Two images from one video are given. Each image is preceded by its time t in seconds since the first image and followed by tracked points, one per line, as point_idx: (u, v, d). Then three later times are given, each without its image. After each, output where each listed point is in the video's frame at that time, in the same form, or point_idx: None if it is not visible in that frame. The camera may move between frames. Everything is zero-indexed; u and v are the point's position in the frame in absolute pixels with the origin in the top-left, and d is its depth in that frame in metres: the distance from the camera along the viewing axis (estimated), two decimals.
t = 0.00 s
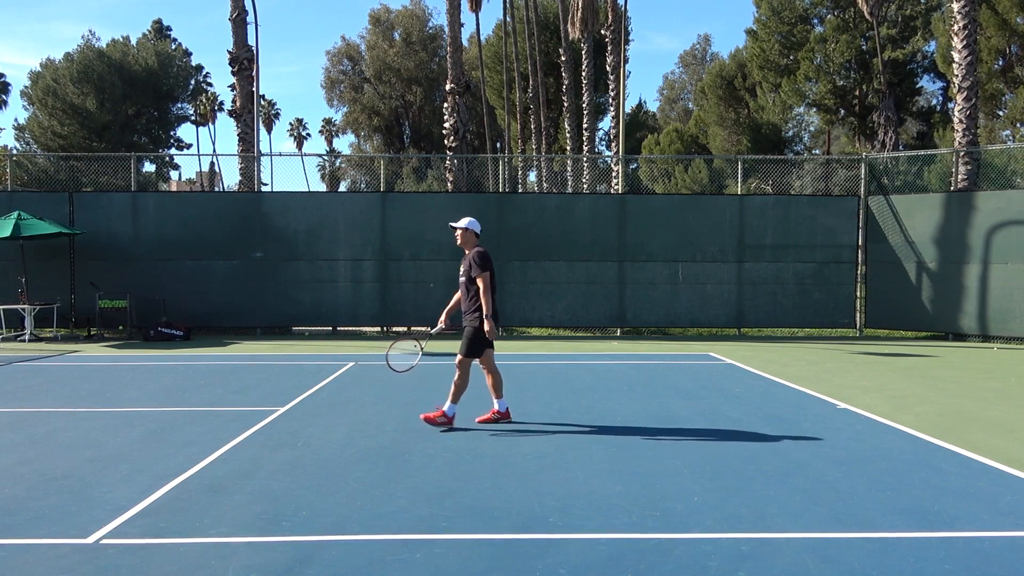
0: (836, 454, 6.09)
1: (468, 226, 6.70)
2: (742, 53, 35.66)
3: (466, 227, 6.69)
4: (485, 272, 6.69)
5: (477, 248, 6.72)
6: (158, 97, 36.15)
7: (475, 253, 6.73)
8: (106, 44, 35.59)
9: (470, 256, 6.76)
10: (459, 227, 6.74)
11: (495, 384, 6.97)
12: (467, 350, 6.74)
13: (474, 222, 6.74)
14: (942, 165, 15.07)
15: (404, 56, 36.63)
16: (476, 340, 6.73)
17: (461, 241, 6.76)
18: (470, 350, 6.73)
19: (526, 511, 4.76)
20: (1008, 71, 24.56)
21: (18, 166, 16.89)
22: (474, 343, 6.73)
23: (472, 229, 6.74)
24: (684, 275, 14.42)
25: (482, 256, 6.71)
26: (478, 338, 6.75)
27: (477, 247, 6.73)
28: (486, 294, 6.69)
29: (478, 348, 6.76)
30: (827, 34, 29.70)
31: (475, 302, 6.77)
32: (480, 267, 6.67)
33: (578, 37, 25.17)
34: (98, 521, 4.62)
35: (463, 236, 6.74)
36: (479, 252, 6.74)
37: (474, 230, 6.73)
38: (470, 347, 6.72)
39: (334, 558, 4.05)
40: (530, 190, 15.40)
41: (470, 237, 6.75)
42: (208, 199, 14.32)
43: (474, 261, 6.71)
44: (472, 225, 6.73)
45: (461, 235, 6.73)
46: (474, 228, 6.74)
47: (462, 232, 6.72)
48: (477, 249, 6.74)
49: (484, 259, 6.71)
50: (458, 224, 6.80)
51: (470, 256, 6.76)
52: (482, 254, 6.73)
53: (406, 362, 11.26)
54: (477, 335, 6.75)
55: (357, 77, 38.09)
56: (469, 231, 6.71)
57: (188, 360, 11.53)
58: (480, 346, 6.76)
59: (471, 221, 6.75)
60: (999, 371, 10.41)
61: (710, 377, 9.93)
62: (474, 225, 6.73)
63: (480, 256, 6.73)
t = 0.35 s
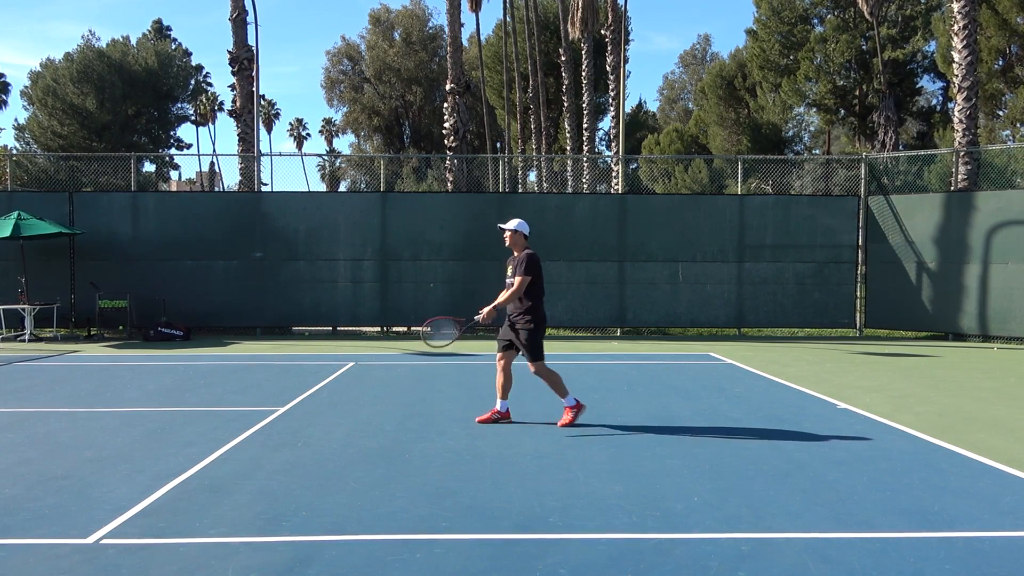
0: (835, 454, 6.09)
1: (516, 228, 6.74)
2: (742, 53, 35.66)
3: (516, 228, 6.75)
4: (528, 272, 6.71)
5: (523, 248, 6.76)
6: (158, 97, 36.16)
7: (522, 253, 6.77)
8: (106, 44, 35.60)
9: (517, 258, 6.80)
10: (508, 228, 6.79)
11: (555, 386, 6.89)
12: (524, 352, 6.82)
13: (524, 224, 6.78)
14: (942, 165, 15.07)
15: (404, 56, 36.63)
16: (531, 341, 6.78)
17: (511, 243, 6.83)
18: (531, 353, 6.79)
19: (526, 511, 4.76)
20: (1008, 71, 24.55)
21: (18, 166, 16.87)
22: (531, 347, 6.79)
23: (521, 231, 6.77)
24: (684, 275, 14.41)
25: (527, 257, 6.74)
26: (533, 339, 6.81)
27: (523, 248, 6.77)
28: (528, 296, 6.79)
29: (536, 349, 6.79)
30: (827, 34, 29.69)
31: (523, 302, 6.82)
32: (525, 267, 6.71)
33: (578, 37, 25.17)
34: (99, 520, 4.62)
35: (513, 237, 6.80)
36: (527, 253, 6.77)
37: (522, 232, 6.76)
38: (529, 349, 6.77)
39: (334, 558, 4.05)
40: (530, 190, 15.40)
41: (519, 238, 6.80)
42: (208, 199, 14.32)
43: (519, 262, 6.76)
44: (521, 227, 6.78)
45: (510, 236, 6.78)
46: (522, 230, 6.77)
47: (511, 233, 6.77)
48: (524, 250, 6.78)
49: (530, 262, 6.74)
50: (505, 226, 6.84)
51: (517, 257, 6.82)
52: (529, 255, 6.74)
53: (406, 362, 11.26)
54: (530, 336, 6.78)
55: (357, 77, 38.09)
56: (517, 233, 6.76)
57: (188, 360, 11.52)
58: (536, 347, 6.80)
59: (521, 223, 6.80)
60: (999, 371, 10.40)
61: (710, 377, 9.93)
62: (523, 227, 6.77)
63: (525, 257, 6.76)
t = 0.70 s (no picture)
0: (836, 454, 6.08)
1: (558, 226, 6.75)
2: (742, 53, 35.64)
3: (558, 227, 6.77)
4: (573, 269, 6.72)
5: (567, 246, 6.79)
6: (158, 97, 36.14)
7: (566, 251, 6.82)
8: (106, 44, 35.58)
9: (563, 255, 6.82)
10: (550, 227, 6.79)
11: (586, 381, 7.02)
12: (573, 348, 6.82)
13: (565, 222, 6.79)
14: (942, 165, 15.05)
15: (404, 55, 36.62)
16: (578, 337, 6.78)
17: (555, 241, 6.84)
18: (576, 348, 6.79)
19: (526, 511, 4.76)
20: (1008, 71, 24.53)
21: (17, 166, 16.83)
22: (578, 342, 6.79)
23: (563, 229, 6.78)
24: (684, 275, 14.41)
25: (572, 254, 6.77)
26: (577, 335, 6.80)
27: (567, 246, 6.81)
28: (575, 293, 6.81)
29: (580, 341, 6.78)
30: (827, 34, 29.68)
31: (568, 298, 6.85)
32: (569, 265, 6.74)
33: (578, 37, 25.16)
34: (99, 521, 4.61)
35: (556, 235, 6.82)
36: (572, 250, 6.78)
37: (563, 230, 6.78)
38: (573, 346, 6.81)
39: (333, 558, 4.04)
40: (530, 190, 15.39)
41: (562, 236, 6.81)
42: (208, 199, 14.31)
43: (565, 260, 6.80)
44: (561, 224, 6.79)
45: (553, 235, 6.80)
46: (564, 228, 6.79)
47: (553, 232, 6.79)
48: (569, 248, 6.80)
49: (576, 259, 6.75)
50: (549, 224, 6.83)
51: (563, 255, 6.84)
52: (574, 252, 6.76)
53: (405, 362, 11.25)
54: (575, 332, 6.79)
55: (357, 76, 38.08)
56: (560, 229, 6.77)
57: (187, 360, 11.51)
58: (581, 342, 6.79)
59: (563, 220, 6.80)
60: (999, 371, 10.39)
61: (710, 377, 9.92)
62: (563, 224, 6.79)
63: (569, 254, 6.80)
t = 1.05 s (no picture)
0: (835, 454, 6.09)
1: (587, 233, 6.75)
2: (742, 53, 35.65)
3: (587, 235, 6.76)
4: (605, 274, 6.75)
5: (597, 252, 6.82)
6: (158, 97, 36.15)
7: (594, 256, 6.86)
8: (106, 44, 35.60)
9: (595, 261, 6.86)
10: (579, 234, 6.80)
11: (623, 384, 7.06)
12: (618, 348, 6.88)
13: (593, 229, 6.79)
14: (942, 165, 15.05)
15: (404, 56, 36.63)
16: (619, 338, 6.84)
17: (583, 248, 6.85)
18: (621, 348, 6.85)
19: (526, 511, 4.76)
20: (1008, 71, 24.53)
21: (18, 166, 16.83)
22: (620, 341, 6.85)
23: (591, 236, 6.77)
24: (684, 275, 14.41)
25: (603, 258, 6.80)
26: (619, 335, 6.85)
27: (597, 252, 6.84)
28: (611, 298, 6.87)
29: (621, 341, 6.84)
30: (827, 34, 29.67)
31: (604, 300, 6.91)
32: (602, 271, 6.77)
33: (578, 37, 25.16)
34: (99, 520, 4.62)
35: (584, 242, 6.82)
36: (602, 256, 6.81)
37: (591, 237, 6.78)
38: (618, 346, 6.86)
39: (333, 558, 4.05)
40: (530, 190, 15.39)
41: (590, 243, 6.81)
42: (208, 199, 14.32)
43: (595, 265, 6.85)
44: (589, 231, 6.78)
45: (581, 242, 6.81)
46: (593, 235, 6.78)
47: (582, 239, 6.79)
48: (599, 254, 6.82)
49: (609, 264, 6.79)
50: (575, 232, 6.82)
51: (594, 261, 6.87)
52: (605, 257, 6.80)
53: (405, 362, 11.26)
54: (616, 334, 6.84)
55: (357, 76, 38.08)
56: (589, 237, 6.77)
57: (188, 360, 11.52)
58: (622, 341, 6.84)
59: (591, 228, 6.80)
60: (998, 371, 10.40)
61: (710, 377, 9.93)
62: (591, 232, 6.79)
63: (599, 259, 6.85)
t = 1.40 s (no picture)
0: (835, 454, 6.10)
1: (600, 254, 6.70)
2: (742, 53, 35.66)
3: (603, 258, 6.70)
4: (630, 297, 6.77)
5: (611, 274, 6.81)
6: (158, 97, 36.16)
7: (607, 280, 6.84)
8: (106, 44, 35.62)
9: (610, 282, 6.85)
10: (595, 257, 6.71)
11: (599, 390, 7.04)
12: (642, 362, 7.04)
13: (607, 251, 6.74)
14: (942, 166, 15.05)
15: (404, 56, 36.64)
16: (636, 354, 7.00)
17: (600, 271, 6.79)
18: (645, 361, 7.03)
19: (526, 512, 4.76)
20: (1008, 71, 24.53)
21: (18, 167, 16.82)
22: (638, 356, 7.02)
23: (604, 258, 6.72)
24: (684, 275, 14.41)
25: (623, 280, 6.80)
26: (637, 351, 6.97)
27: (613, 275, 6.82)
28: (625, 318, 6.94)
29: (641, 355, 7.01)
30: (827, 34, 29.68)
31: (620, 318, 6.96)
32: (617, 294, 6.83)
33: (578, 37, 25.17)
34: (99, 520, 4.62)
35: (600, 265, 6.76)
36: (620, 279, 6.80)
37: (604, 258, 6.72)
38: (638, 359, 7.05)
39: (333, 558, 4.05)
40: (530, 190, 15.40)
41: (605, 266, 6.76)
42: (208, 199, 14.32)
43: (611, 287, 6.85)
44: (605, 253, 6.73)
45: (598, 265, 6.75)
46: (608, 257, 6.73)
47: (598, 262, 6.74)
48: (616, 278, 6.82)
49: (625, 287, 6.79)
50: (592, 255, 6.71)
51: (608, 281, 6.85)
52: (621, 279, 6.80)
53: (405, 362, 11.27)
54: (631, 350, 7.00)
55: (357, 76, 38.09)
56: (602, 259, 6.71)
57: (188, 360, 11.53)
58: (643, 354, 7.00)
59: (604, 250, 6.73)
60: (998, 371, 10.40)
61: (710, 377, 9.92)
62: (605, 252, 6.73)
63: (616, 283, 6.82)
